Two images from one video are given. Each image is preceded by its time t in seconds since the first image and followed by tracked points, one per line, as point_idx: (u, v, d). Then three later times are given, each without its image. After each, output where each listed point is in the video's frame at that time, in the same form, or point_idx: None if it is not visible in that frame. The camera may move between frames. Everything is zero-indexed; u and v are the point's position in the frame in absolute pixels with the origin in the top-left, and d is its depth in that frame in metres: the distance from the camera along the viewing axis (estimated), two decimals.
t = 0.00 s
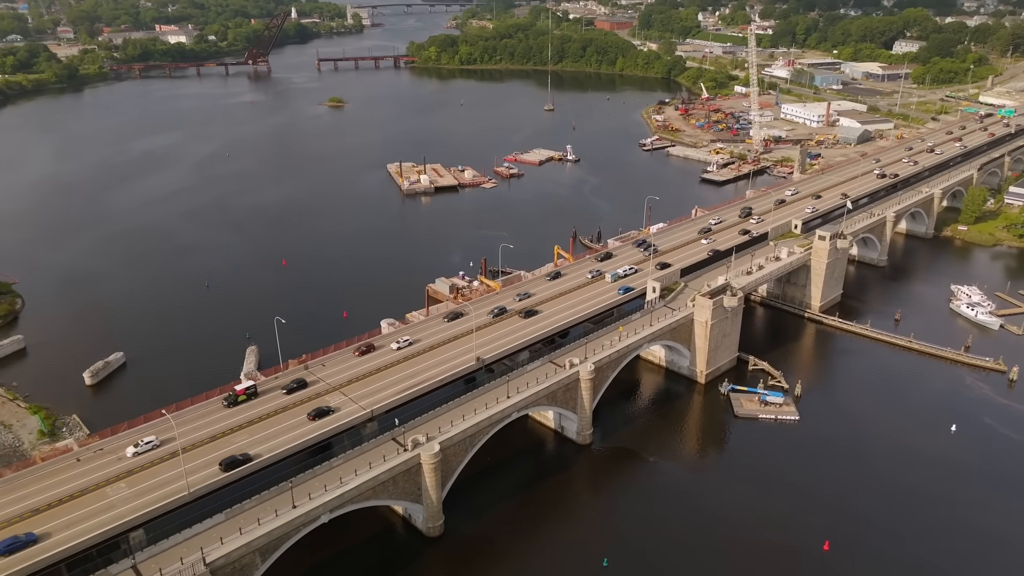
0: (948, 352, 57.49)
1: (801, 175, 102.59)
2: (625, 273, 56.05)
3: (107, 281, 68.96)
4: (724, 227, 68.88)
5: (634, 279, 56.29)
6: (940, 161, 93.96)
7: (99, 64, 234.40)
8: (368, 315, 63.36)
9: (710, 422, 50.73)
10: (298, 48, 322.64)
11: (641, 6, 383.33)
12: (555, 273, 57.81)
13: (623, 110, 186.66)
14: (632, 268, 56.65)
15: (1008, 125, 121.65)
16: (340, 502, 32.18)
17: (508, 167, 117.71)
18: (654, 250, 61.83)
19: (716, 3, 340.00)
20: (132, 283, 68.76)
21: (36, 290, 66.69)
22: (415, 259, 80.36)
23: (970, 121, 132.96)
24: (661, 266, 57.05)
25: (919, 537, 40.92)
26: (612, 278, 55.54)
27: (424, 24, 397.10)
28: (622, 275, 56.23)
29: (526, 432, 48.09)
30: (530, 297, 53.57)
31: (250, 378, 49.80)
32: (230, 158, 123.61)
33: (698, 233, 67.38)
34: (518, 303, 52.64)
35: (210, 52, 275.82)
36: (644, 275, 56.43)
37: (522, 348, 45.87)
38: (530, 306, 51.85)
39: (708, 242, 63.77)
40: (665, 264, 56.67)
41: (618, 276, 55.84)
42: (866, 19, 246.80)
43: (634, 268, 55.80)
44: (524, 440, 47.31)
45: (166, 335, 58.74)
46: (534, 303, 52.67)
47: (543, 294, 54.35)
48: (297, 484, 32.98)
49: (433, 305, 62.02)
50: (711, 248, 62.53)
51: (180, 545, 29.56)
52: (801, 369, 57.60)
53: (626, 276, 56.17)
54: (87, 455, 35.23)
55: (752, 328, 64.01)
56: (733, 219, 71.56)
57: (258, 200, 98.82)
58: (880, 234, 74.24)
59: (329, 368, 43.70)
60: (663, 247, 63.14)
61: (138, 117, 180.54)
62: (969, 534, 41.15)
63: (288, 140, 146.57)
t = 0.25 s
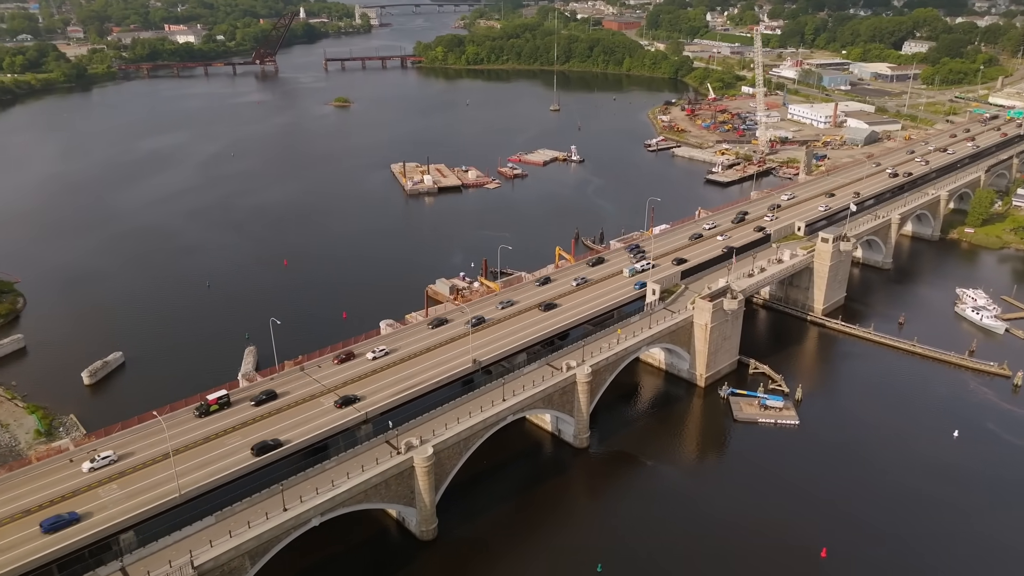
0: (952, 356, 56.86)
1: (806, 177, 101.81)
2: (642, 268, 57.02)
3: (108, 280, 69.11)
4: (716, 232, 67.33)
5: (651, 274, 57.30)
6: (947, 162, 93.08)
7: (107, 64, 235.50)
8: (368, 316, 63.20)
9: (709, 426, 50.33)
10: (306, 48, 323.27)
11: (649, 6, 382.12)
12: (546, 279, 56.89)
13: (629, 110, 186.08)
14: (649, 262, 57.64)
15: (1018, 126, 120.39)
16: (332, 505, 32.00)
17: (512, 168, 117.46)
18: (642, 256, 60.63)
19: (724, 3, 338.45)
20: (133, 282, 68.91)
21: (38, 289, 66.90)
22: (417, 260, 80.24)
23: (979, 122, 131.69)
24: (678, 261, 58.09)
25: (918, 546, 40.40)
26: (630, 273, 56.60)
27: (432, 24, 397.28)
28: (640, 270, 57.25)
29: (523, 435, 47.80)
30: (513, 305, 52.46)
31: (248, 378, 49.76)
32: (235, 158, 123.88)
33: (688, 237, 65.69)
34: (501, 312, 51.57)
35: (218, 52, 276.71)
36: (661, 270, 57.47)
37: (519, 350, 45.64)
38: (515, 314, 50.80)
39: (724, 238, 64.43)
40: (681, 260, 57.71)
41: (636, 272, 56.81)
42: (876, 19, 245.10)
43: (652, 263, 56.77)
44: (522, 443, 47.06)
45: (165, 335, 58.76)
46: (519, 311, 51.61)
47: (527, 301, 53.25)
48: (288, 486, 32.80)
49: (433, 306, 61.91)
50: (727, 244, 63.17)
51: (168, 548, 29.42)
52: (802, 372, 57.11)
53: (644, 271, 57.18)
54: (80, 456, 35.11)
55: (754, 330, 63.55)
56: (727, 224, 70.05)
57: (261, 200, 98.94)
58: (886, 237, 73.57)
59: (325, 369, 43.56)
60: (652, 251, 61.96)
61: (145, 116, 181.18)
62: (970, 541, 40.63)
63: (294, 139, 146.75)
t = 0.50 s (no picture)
0: (957, 361, 56.09)
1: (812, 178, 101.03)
2: (662, 264, 58.08)
3: (110, 280, 69.34)
4: (707, 239, 65.75)
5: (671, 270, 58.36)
6: (956, 164, 92.00)
7: (117, 63, 236.90)
8: (367, 317, 63.00)
9: (708, 430, 49.86)
10: (315, 47, 324.03)
11: (659, 7, 380.54)
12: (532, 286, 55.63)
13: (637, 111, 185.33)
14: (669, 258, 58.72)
15: None
16: (321, 509, 31.79)
17: (516, 168, 117.16)
18: (627, 264, 59.02)
19: (735, 3, 336.55)
20: (135, 282, 69.11)
21: (40, 289, 67.18)
22: (419, 260, 80.04)
23: (990, 123, 130.12)
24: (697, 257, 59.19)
25: (917, 554, 39.76)
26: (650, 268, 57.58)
27: (442, 24, 397.48)
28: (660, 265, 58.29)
29: (520, 438, 47.48)
30: (492, 314, 50.83)
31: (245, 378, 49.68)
32: (241, 158, 124.22)
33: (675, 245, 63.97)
34: (480, 322, 49.91)
35: (228, 52, 277.78)
36: (681, 265, 58.56)
37: (515, 354, 45.32)
38: (493, 324, 49.20)
39: (741, 235, 65.90)
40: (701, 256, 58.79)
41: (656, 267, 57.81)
42: (887, 19, 242.99)
43: (672, 258, 57.85)
44: (518, 446, 46.75)
45: (165, 335, 58.79)
46: (498, 320, 49.99)
47: (506, 310, 51.69)
48: (278, 489, 32.67)
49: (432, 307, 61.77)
50: (744, 240, 64.47)
51: (157, 550, 29.38)
52: (804, 377, 56.50)
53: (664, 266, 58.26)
54: (72, 456, 34.89)
55: (756, 334, 62.98)
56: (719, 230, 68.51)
57: (265, 199, 99.13)
58: (891, 240, 72.83)
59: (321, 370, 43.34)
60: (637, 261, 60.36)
61: (154, 115, 182.01)
62: (971, 551, 39.94)
63: (300, 139, 146.98)
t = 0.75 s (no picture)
0: (960, 366, 55.45)
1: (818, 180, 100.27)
2: (678, 259, 59.02)
3: (112, 280, 69.50)
4: (704, 243, 64.76)
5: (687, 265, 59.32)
6: (963, 166, 91.11)
7: (125, 63, 238.04)
8: (366, 318, 62.81)
9: (707, 434, 49.44)
10: (323, 47, 324.58)
11: (667, 7, 379.22)
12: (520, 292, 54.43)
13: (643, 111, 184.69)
14: (685, 253, 59.67)
15: None
16: (312, 513, 31.58)
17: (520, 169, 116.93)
18: (613, 272, 57.55)
19: (743, 3, 334.81)
20: (136, 281, 69.26)
21: (42, 288, 67.39)
22: (420, 261, 79.88)
23: (999, 125, 128.84)
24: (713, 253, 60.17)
25: (916, 562, 39.23)
26: (668, 264, 58.48)
27: (449, 24, 397.55)
28: (676, 261, 59.24)
29: (517, 441, 47.21)
30: (473, 323, 49.51)
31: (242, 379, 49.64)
32: (245, 158, 124.47)
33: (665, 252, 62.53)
34: (459, 331, 48.62)
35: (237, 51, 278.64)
36: (697, 261, 59.55)
37: (512, 357, 45.04)
38: (471, 334, 47.83)
39: (756, 232, 66.84)
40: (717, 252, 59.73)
41: (673, 262, 58.76)
42: (896, 19, 241.30)
43: (688, 254, 58.78)
44: (515, 449, 46.46)
45: (164, 335, 58.83)
46: (478, 329, 48.64)
47: (488, 319, 50.31)
48: (269, 492, 32.51)
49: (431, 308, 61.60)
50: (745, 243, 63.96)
51: (146, 552, 29.27)
52: (805, 380, 55.96)
53: (680, 261, 59.24)
54: (65, 458, 34.84)
55: (758, 336, 62.48)
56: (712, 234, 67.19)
57: (268, 199, 99.25)
58: (896, 242, 72.18)
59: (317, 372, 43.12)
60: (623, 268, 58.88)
61: (161, 115, 182.71)
62: (971, 559, 39.40)
63: (305, 139, 147.19)
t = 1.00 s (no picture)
0: (963, 371, 54.84)
1: (823, 182, 99.50)
2: (696, 255, 60.15)
3: (113, 279, 69.69)
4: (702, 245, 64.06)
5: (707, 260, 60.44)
6: (970, 168, 90.14)
7: (134, 62, 239.13)
8: (365, 319, 62.67)
9: (705, 438, 48.99)
10: (331, 47, 325.01)
11: (676, 7, 377.51)
12: (503, 299, 52.98)
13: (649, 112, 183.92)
14: (704, 249, 60.78)
15: None
16: (301, 517, 31.37)
17: (524, 170, 116.63)
18: (594, 281, 55.77)
19: (752, 3, 333.04)
20: (137, 281, 69.43)
21: (43, 287, 67.59)
22: (422, 261, 79.72)
23: (1009, 126, 127.41)
24: (731, 249, 61.27)
25: (914, 569, 38.76)
26: (687, 259, 59.66)
27: (457, 24, 397.33)
28: (696, 256, 60.38)
29: (513, 445, 46.94)
30: (447, 333, 48.01)
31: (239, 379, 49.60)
32: (250, 157, 124.76)
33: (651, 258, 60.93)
34: (432, 342, 47.19)
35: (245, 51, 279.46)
36: (716, 256, 60.64)
37: (508, 360, 44.71)
38: (442, 346, 46.32)
39: (774, 229, 67.98)
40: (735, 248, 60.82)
41: (692, 257, 59.92)
42: (906, 20, 239.26)
43: (706, 249, 59.87)
44: (510, 452, 46.17)
45: (163, 336, 58.79)
46: (451, 340, 47.10)
47: (464, 329, 48.75)
48: (259, 495, 32.35)
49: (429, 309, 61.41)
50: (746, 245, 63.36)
51: (134, 555, 29.21)
52: (806, 385, 55.40)
53: (699, 257, 60.39)
54: (58, 459, 34.79)
55: (759, 340, 61.93)
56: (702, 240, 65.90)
57: (272, 199, 99.38)
58: (900, 245, 71.50)
59: (312, 373, 42.95)
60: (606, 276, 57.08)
61: (168, 115, 183.35)
62: (971, 567, 38.84)
63: (311, 139, 147.34)
